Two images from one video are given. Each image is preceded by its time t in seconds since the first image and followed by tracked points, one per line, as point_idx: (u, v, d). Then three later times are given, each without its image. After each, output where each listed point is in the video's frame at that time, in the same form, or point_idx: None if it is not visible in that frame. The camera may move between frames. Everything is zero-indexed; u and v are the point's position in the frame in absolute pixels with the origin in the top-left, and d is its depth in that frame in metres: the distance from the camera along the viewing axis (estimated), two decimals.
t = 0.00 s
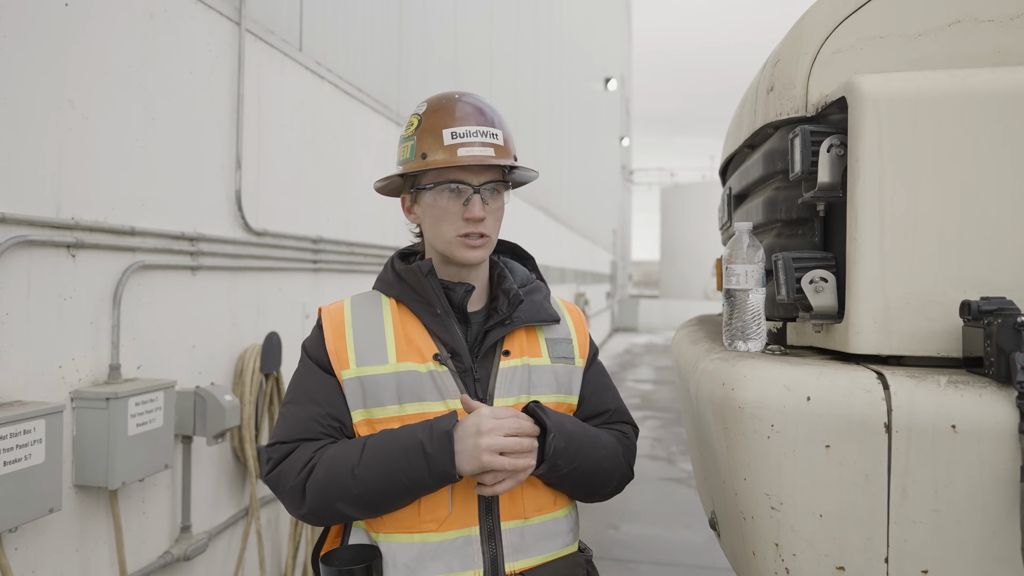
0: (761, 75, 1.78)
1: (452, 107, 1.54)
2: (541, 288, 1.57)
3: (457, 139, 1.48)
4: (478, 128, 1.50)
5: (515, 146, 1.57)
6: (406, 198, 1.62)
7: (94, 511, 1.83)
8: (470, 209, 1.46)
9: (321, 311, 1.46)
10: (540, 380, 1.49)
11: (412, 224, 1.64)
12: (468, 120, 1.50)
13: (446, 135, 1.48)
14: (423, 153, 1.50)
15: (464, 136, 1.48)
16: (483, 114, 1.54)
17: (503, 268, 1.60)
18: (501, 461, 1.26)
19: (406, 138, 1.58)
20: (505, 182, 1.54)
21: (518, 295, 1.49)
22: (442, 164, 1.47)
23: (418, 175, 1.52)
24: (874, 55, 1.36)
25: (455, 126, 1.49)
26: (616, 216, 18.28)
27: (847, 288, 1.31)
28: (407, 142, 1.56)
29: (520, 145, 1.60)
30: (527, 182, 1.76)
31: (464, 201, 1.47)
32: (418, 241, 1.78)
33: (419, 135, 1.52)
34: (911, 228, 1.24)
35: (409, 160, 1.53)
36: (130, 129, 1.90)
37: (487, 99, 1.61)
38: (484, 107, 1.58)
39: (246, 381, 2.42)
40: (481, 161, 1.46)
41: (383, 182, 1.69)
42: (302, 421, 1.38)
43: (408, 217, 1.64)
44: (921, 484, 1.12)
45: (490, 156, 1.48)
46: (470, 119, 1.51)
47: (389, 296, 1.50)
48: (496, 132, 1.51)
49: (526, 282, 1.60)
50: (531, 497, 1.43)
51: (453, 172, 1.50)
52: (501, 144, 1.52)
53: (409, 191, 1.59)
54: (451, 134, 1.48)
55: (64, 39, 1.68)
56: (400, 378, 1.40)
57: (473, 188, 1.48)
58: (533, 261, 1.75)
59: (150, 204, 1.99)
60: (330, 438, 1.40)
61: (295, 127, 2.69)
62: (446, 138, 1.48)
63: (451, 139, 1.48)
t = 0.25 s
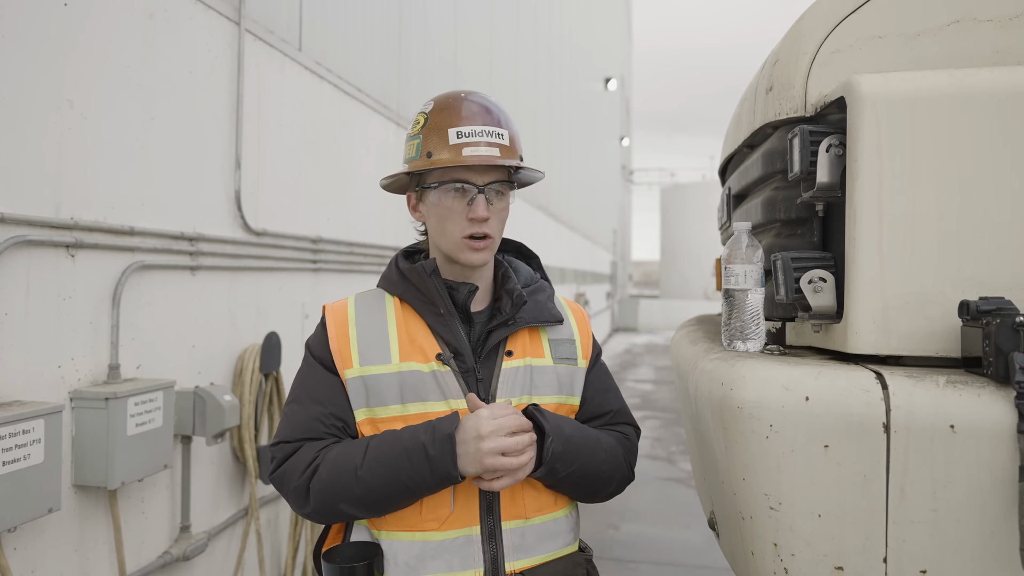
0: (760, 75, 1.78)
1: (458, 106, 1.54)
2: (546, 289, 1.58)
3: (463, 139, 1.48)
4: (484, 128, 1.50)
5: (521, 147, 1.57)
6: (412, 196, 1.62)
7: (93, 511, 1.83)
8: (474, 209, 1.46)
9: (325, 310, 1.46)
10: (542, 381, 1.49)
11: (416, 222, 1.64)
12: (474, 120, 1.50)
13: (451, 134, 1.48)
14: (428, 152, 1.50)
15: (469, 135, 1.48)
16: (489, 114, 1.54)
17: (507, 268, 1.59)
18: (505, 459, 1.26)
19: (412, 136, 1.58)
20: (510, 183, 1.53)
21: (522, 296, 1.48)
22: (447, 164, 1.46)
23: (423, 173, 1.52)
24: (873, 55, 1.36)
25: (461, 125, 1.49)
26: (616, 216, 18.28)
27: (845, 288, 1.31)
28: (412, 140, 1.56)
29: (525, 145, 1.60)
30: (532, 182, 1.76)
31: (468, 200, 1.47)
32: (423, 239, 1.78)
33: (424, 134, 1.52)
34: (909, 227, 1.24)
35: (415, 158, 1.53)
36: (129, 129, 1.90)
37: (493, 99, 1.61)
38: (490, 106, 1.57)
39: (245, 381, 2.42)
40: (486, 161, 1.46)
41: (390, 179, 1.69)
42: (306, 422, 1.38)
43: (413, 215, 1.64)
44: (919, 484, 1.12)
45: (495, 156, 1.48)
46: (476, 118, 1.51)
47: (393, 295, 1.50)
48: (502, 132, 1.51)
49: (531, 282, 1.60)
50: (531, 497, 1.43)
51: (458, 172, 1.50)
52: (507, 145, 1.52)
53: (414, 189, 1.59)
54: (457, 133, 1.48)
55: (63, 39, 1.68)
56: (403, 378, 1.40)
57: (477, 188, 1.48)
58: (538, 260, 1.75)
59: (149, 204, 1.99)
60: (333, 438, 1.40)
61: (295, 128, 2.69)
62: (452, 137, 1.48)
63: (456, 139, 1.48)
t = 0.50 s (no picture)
0: (760, 75, 1.78)
1: (461, 107, 1.54)
2: (545, 290, 1.58)
3: (464, 140, 1.48)
4: (485, 129, 1.50)
5: (522, 149, 1.57)
6: (413, 196, 1.62)
7: (93, 511, 1.83)
8: (475, 210, 1.46)
9: (326, 310, 1.46)
10: (542, 382, 1.49)
11: (417, 222, 1.64)
12: (476, 121, 1.50)
13: (453, 135, 1.48)
14: (430, 153, 1.50)
15: (471, 136, 1.48)
16: (491, 116, 1.54)
17: (507, 269, 1.59)
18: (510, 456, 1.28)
19: (413, 136, 1.58)
20: (511, 184, 1.53)
21: (523, 297, 1.48)
22: (449, 164, 1.46)
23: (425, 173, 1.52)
24: (872, 55, 1.36)
25: (463, 126, 1.49)
26: (616, 216, 18.28)
27: (844, 289, 1.31)
28: (414, 140, 1.56)
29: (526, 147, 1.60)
30: (533, 184, 1.75)
31: (469, 201, 1.47)
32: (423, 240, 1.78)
33: (426, 134, 1.52)
34: (909, 228, 1.23)
35: (416, 159, 1.53)
36: (129, 129, 1.90)
37: (496, 100, 1.61)
38: (492, 108, 1.58)
39: (245, 381, 2.42)
40: (487, 163, 1.46)
41: (391, 179, 1.68)
42: (307, 421, 1.38)
43: (414, 215, 1.64)
44: (918, 484, 1.12)
45: (497, 158, 1.48)
46: (478, 120, 1.51)
47: (394, 295, 1.50)
48: (503, 134, 1.51)
49: (530, 282, 1.60)
50: (531, 497, 1.44)
51: (459, 172, 1.50)
52: (508, 146, 1.52)
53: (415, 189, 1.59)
54: (458, 134, 1.48)
55: (62, 38, 1.68)
56: (405, 378, 1.40)
57: (478, 189, 1.48)
58: (535, 261, 1.75)
59: (148, 204, 1.99)
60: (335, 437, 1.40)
61: (294, 128, 2.69)
62: (454, 138, 1.48)
63: (458, 140, 1.48)
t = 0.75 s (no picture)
0: (759, 75, 1.78)
1: (458, 106, 1.53)
2: (541, 290, 1.57)
3: (461, 139, 1.48)
4: (482, 128, 1.49)
5: (519, 148, 1.57)
6: (409, 196, 1.61)
7: (92, 511, 1.83)
8: (472, 210, 1.46)
9: (321, 313, 1.45)
10: (540, 383, 1.49)
11: (413, 223, 1.64)
12: (473, 120, 1.50)
13: (450, 134, 1.48)
14: (426, 152, 1.50)
15: (468, 136, 1.48)
16: (488, 115, 1.54)
17: (504, 269, 1.59)
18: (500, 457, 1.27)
19: (410, 135, 1.57)
20: (508, 184, 1.53)
21: (520, 296, 1.49)
22: (445, 164, 1.46)
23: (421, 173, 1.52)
24: (872, 55, 1.36)
25: (460, 126, 1.49)
26: (616, 215, 18.28)
27: (844, 288, 1.30)
28: (410, 139, 1.55)
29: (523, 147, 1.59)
30: (530, 183, 1.75)
31: (466, 201, 1.47)
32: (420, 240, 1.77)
33: (422, 134, 1.52)
34: (909, 228, 1.23)
35: (412, 158, 1.53)
36: (128, 129, 1.90)
37: (492, 100, 1.61)
38: (489, 107, 1.57)
39: (245, 382, 2.42)
40: (484, 162, 1.46)
41: (388, 178, 1.68)
42: (305, 426, 1.38)
43: (410, 215, 1.64)
44: (918, 484, 1.12)
45: (493, 157, 1.48)
46: (475, 119, 1.51)
47: (389, 297, 1.49)
48: (500, 133, 1.51)
49: (526, 282, 1.60)
50: (531, 497, 1.44)
51: (456, 172, 1.50)
52: (505, 146, 1.51)
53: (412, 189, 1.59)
54: (455, 133, 1.48)
55: (62, 38, 1.68)
56: (403, 380, 1.40)
57: (475, 188, 1.48)
58: (529, 259, 1.75)
59: (148, 204, 1.99)
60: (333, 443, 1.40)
61: (294, 128, 2.69)
62: (450, 137, 1.48)
63: (455, 139, 1.48)
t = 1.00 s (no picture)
0: (759, 74, 1.77)
1: (449, 106, 1.54)
2: (537, 290, 1.57)
3: (452, 138, 1.47)
4: (473, 126, 1.49)
5: (512, 146, 1.57)
6: (402, 197, 1.61)
7: (92, 511, 1.83)
8: (465, 209, 1.46)
9: (316, 316, 1.47)
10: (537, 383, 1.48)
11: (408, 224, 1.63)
12: (464, 119, 1.50)
13: (441, 133, 1.48)
14: (418, 152, 1.50)
15: (459, 135, 1.48)
16: (480, 114, 1.54)
17: (500, 269, 1.60)
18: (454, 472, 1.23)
19: (402, 136, 1.57)
20: (501, 182, 1.53)
21: (515, 297, 1.49)
22: (437, 163, 1.46)
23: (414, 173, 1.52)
24: (873, 55, 1.36)
25: (451, 125, 1.49)
26: (616, 216, 18.28)
27: (845, 288, 1.30)
28: (402, 140, 1.55)
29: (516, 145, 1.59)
30: (525, 182, 1.75)
31: (459, 200, 1.47)
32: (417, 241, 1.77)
33: (414, 134, 1.52)
34: (910, 228, 1.23)
35: (404, 159, 1.53)
36: (128, 129, 1.90)
37: (484, 98, 1.61)
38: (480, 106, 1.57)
39: (245, 382, 2.42)
40: (476, 161, 1.46)
41: (381, 180, 1.69)
42: (286, 436, 1.40)
43: (404, 215, 1.64)
44: (919, 485, 1.12)
45: (485, 155, 1.47)
46: (467, 118, 1.51)
47: (384, 298, 1.51)
48: (492, 131, 1.51)
49: (523, 282, 1.60)
50: (529, 499, 1.42)
51: (448, 171, 1.49)
52: (497, 144, 1.51)
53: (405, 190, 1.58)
54: (447, 133, 1.48)
55: (61, 38, 1.67)
56: (396, 382, 1.40)
57: (468, 188, 1.47)
58: (527, 261, 1.74)
59: (148, 204, 1.99)
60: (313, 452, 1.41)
61: (294, 127, 2.69)
62: (442, 137, 1.48)
63: (446, 138, 1.48)
